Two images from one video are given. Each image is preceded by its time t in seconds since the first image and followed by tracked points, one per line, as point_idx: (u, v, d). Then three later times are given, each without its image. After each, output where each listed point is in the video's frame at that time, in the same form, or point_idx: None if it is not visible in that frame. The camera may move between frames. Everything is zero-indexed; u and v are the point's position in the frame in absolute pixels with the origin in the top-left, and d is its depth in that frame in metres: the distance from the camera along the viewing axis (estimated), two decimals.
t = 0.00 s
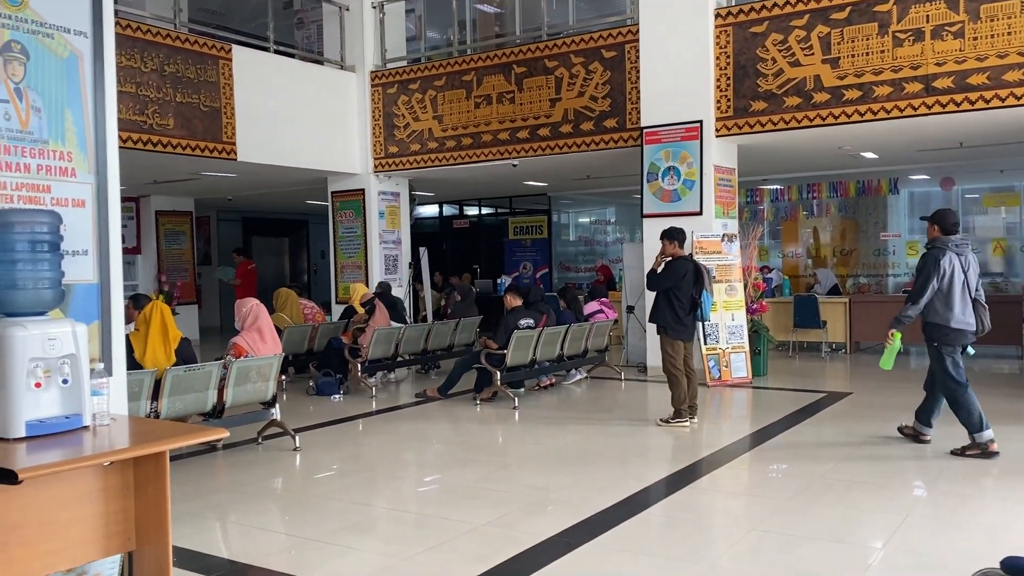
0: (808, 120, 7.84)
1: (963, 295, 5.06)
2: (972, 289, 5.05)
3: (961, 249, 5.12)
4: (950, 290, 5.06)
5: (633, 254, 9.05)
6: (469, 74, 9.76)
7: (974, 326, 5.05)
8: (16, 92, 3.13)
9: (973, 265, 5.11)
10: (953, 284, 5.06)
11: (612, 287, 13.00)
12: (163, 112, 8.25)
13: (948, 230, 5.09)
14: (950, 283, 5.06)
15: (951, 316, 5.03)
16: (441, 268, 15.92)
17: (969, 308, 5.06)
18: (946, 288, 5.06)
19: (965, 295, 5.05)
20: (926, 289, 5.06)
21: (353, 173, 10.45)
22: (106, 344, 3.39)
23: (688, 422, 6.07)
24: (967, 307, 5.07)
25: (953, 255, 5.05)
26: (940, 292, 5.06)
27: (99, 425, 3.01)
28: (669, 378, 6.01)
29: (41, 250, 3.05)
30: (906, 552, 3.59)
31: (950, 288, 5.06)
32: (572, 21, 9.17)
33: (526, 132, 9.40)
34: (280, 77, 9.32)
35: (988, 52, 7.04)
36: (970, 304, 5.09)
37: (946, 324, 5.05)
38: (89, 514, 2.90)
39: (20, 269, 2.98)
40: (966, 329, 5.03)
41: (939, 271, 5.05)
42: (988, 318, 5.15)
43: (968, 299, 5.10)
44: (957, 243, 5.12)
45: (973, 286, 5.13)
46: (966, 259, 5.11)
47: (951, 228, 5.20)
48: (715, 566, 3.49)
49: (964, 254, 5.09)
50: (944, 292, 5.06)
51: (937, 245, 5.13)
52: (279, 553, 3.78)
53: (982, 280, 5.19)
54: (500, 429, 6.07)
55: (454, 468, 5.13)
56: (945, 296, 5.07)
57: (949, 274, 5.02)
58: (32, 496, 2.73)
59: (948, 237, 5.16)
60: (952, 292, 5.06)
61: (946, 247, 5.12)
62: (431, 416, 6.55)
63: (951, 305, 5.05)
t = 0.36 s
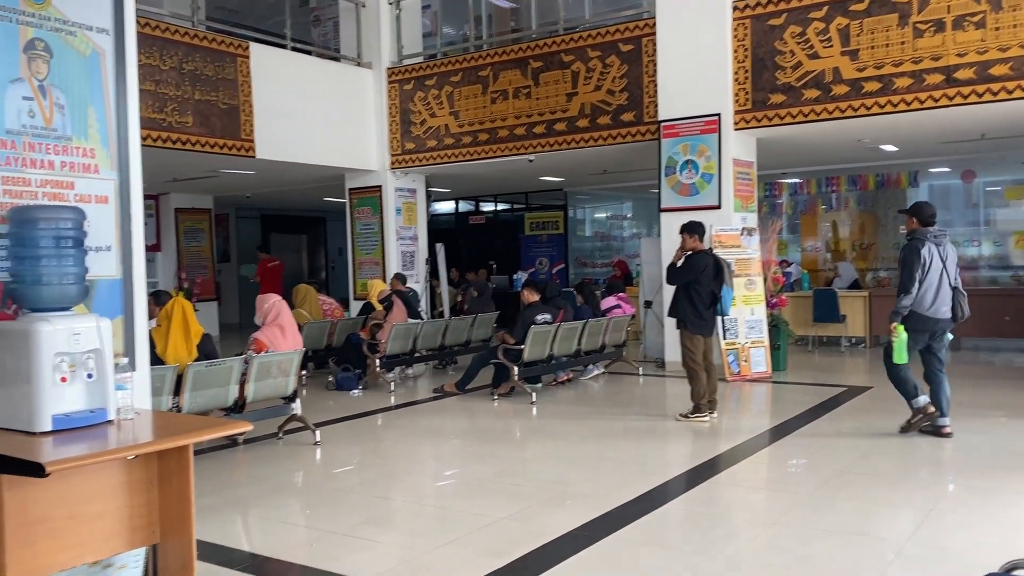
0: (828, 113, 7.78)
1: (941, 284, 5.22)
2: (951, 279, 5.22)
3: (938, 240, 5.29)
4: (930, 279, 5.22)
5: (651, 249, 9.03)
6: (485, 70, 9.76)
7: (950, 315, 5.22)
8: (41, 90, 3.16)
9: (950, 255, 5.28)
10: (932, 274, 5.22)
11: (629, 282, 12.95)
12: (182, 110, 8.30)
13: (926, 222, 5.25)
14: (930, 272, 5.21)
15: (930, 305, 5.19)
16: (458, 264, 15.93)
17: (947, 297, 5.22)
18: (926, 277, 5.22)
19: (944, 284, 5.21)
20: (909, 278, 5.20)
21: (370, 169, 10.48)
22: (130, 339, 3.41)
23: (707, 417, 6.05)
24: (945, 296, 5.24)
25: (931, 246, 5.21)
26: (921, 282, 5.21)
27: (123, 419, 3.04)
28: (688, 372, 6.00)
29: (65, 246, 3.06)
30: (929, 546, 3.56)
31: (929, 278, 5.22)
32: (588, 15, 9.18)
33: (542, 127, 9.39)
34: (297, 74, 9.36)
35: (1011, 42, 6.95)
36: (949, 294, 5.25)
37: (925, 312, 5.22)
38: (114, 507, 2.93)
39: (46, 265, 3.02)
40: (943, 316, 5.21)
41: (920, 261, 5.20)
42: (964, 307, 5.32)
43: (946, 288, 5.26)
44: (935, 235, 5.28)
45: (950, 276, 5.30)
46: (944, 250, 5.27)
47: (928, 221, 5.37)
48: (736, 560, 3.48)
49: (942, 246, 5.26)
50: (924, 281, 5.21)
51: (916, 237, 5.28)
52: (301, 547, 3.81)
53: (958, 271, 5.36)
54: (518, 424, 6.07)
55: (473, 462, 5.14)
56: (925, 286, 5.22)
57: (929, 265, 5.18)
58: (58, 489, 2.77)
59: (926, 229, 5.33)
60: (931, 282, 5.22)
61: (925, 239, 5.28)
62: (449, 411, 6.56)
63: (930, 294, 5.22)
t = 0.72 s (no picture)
0: (831, 109, 7.76)
1: (903, 283, 5.48)
2: (913, 277, 5.47)
3: (901, 241, 5.52)
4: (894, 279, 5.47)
5: (655, 247, 9.03)
6: (488, 68, 9.76)
7: (911, 311, 5.49)
8: (45, 90, 3.16)
9: (912, 254, 5.53)
10: (896, 273, 5.47)
11: (633, 280, 12.94)
12: (185, 110, 8.31)
13: (890, 223, 5.48)
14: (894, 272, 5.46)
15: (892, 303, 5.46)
16: (461, 263, 15.94)
17: (909, 294, 5.48)
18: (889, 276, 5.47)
19: (907, 283, 5.46)
20: (874, 277, 5.44)
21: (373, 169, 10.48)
22: (135, 339, 3.41)
23: (713, 414, 6.04)
24: (906, 294, 5.51)
25: (895, 247, 5.45)
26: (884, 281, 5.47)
27: (129, 418, 3.04)
28: (693, 370, 5.99)
29: (71, 246, 3.04)
30: (937, 543, 3.55)
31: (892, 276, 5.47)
32: (590, 13, 9.16)
33: (545, 125, 9.38)
34: (300, 74, 9.36)
35: (1015, 38, 6.94)
36: (910, 291, 5.52)
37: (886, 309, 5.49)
38: (119, 506, 2.93)
39: (50, 265, 3.01)
40: (904, 313, 5.48)
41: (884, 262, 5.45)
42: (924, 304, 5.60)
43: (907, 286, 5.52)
44: (898, 235, 5.52)
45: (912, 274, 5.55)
46: (906, 249, 5.51)
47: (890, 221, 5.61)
48: (744, 558, 3.47)
49: (904, 246, 5.50)
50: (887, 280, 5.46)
51: (880, 237, 5.52)
52: (306, 546, 3.80)
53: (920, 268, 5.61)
54: (523, 423, 6.07)
55: (478, 461, 5.13)
56: (889, 285, 5.47)
57: (893, 265, 5.43)
58: (62, 488, 2.76)
59: (890, 230, 5.56)
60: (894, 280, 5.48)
61: (888, 239, 5.52)
62: (453, 410, 6.55)
63: (892, 292, 5.48)
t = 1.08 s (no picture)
0: (820, 111, 7.79)
1: (853, 281, 5.74)
2: (863, 276, 5.73)
3: (852, 241, 5.79)
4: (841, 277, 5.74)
5: (646, 248, 9.05)
6: (477, 71, 9.76)
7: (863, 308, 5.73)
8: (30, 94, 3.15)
9: (863, 255, 5.77)
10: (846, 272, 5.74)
11: (623, 281, 12.96)
12: (174, 114, 8.28)
13: (839, 224, 5.76)
14: (840, 270, 5.74)
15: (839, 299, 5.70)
16: (452, 266, 15.93)
17: (860, 293, 5.73)
18: (837, 274, 5.75)
19: (858, 281, 5.71)
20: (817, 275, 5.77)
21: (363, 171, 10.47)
22: (122, 343, 3.39)
23: (703, 415, 6.06)
24: (857, 292, 5.75)
25: (842, 247, 5.74)
26: (832, 278, 5.75)
27: (116, 423, 3.03)
28: (684, 371, 6.00)
29: (57, 250, 3.05)
30: (927, 542, 3.56)
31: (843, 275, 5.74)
32: (579, 16, 9.17)
33: (535, 127, 9.39)
34: (290, 77, 9.34)
35: (1001, 39, 6.98)
36: (859, 290, 5.75)
37: (839, 306, 5.73)
38: (108, 512, 2.91)
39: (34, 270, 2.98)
40: (856, 310, 5.71)
41: (832, 260, 5.74)
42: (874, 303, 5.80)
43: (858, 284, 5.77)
44: (849, 236, 5.79)
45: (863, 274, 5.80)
46: (856, 250, 5.77)
47: (842, 223, 5.88)
48: (735, 558, 3.47)
49: (855, 246, 5.76)
50: (838, 279, 5.74)
51: (831, 238, 5.80)
52: (297, 550, 3.79)
53: (872, 269, 5.86)
54: (514, 425, 6.07)
55: (470, 464, 5.13)
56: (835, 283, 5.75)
57: (842, 263, 5.70)
58: (50, 495, 2.75)
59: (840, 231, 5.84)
60: (845, 279, 5.74)
61: (840, 239, 5.79)
62: (445, 412, 6.54)
63: (844, 290, 5.74)
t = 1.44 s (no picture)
0: (787, 117, 7.87)
1: (790, 285, 6.08)
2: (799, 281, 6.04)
3: (790, 248, 6.13)
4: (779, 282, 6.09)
5: (617, 254, 9.09)
6: (449, 78, 9.75)
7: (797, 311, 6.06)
8: None
9: (799, 261, 6.12)
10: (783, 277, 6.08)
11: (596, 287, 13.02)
12: (141, 120, 8.19)
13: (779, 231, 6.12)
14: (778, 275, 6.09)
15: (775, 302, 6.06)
16: (425, 272, 15.89)
17: (795, 297, 6.06)
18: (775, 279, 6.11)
19: (794, 285, 6.04)
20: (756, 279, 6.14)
21: (335, 177, 10.42)
22: (83, 354, 3.34)
23: (673, 420, 6.08)
24: (793, 296, 6.10)
25: (779, 253, 6.10)
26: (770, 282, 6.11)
27: (75, 435, 2.98)
28: (653, 377, 6.03)
29: (12, 258, 3.13)
30: (893, 544, 3.59)
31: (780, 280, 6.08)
32: (550, 23, 9.20)
33: (507, 134, 9.40)
34: (258, 82, 9.28)
35: (963, 47, 7.10)
36: (796, 294, 6.09)
37: (775, 309, 6.10)
38: (66, 527, 2.86)
39: None
40: (792, 312, 6.07)
41: (769, 265, 6.10)
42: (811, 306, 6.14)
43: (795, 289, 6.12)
44: (787, 243, 6.14)
45: (801, 279, 6.13)
46: (793, 256, 6.11)
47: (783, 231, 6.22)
48: (704, 563, 3.49)
49: (792, 252, 6.10)
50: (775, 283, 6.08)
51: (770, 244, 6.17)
52: (265, 561, 3.75)
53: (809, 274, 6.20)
54: (486, 432, 6.05)
55: (441, 471, 5.11)
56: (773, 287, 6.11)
57: (779, 269, 6.05)
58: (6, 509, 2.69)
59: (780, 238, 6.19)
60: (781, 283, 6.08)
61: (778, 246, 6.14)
62: (416, 420, 6.51)
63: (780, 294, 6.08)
